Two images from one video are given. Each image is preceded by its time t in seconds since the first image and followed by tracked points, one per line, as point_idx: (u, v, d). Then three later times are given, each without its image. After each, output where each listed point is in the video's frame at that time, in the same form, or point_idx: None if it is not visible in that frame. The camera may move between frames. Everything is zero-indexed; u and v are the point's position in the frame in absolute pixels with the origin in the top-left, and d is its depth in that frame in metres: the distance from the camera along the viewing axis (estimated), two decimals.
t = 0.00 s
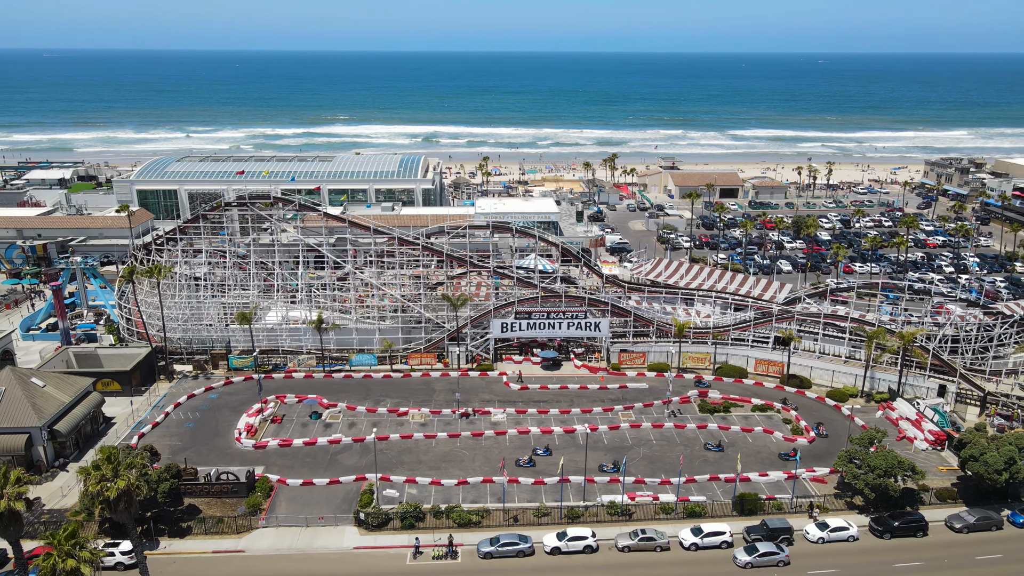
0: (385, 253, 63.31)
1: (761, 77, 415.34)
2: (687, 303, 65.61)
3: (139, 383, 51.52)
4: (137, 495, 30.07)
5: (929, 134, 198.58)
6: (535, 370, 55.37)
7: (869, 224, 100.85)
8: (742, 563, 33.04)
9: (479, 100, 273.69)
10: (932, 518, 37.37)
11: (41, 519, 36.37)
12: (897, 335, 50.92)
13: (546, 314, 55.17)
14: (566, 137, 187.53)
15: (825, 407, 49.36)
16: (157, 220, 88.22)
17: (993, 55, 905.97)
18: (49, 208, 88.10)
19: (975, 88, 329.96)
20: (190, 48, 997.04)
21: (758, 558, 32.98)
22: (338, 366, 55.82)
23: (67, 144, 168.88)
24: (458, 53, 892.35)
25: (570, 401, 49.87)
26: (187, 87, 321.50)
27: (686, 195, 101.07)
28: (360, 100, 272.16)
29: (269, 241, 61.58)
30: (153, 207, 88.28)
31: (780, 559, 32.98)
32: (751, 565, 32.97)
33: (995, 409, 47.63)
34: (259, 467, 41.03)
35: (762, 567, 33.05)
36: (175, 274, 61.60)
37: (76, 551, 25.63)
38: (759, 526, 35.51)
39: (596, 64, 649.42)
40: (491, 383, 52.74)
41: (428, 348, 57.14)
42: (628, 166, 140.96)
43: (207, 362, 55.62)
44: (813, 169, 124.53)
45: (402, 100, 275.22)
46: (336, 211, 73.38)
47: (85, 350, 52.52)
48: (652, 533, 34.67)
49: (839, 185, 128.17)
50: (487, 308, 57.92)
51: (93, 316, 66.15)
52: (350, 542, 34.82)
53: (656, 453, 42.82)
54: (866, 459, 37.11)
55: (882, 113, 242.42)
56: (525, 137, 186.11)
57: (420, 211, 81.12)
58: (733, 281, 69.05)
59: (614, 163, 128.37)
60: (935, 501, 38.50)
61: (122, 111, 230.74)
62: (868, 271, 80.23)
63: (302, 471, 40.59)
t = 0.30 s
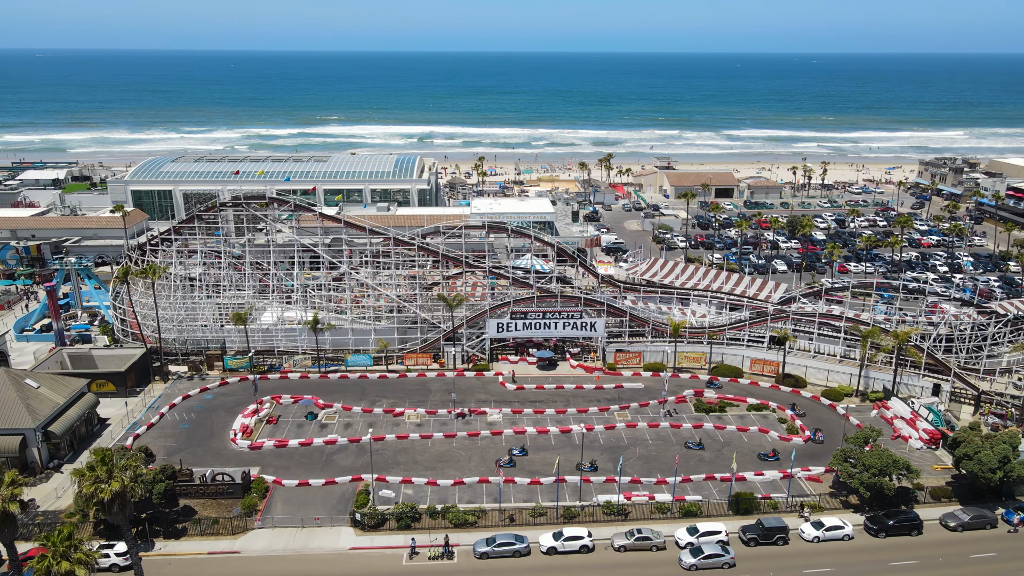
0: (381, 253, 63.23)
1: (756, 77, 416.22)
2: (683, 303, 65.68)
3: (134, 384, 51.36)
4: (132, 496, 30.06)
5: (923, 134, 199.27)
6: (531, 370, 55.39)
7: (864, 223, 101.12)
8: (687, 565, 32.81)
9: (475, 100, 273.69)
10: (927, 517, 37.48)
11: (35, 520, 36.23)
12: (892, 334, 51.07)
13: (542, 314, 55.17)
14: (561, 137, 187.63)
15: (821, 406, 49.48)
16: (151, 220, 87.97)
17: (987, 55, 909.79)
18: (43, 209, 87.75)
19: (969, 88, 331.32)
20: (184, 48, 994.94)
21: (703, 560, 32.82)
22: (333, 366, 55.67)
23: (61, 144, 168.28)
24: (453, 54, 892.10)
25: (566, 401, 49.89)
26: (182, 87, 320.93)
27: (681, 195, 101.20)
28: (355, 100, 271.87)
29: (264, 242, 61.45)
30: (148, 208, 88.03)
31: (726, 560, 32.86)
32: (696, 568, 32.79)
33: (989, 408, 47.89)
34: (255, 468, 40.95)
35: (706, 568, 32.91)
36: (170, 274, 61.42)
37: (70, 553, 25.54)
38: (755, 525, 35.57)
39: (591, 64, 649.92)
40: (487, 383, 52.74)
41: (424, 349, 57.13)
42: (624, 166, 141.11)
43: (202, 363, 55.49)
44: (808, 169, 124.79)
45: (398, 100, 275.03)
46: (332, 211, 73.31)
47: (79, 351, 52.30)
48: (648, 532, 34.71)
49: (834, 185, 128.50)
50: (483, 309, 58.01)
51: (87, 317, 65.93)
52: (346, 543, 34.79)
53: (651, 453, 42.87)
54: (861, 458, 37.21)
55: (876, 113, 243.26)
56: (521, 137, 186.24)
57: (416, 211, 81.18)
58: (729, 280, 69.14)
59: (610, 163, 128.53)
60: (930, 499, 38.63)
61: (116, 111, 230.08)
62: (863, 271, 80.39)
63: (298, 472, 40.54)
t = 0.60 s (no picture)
0: (376, 253, 63.16)
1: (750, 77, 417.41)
2: (678, 303, 65.78)
3: (129, 386, 51.19)
4: (126, 497, 30.08)
5: (917, 134, 199.99)
6: (526, 370, 55.41)
7: (858, 223, 101.45)
8: (631, 567, 32.66)
9: (470, 100, 273.82)
10: (921, 515, 37.64)
11: (29, 522, 36.07)
12: (886, 333, 51.25)
13: (538, 314, 55.19)
14: (556, 137, 187.83)
15: (816, 406, 49.62)
16: (146, 221, 87.72)
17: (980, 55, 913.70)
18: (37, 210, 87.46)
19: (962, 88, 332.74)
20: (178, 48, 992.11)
21: (646, 562, 32.67)
22: (329, 367, 55.55)
23: (54, 145, 167.62)
24: (449, 54, 891.94)
25: (561, 402, 49.90)
26: (176, 87, 320.25)
27: (676, 195, 101.38)
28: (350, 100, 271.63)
29: (259, 242, 61.33)
30: (142, 208, 87.76)
31: (669, 563, 32.75)
32: (640, 570, 32.66)
33: (983, 407, 48.17)
34: (250, 469, 40.87)
35: (650, 571, 32.80)
36: (164, 275, 61.27)
37: (65, 555, 25.48)
38: (750, 524, 35.66)
39: (587, 64, 650.67)
40: (483, 383, 52.76)
41: (419, 349, 57.12)
42: (619, 166, 141.32)
43: (196, 364, 55.32)
44: (802, 169, 125.18)
45: (394, 100, 274.97)
46: (327, 211, 73.27)
47: (73, 352, 52.09)
48: (644, 532, 34.75)
49: (828, 185, 128.92)
50: (478, 308, 57.94)
51: (81, 318, 65.68)
52: (341, 544, 34.72)
53: (647, 452, 42.93)
54: (856, 457, 37.34)
55: (870, 113, 244.14)
56: (516, 137, 186.26)
57: (411, 211, 81.30)
58: (724, 280, 69.23)
59: (605, 163, 128.72)
60: (924, 498, 38.81)
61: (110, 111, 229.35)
62: (857, 271, 80.66)
63: (293, 473, 40.48)
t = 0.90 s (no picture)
0: (370, 253, 63.02)
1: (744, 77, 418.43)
2: (672, 302, 65.88)
3: (121, 387, 51.02)
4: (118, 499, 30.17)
5: (910, 134, 200.82)
6: (521, 370, 55.40)
7: (851, 223, 101.75)
8: (573, 570, 32.42)
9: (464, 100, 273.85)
10: (914, 514, 37.80)
11: (22, 524, 35.91)
12: (879, 333, 51.45)
13: (532, 314, 55.20)
14: (550, 137, 187.95)
15: (809, 405, 49.78)
16: (138, 222, 87.39)
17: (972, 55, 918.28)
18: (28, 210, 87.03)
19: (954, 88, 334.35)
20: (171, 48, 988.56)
21: (589, 565, 32.49)
22: (322, 368, 55.43)
23: (46, 145, 166.82)
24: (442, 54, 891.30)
25: (556, 402, 49.92)
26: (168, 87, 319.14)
27: (670, 195, 101.54)
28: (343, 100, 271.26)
29: (252, 243, 61.12)
30: (135, 209, 87.45)
31: (612, 565, 32.60)
32: (582, 572, 32.44)
33: (975, 405, 48.46)
34: (244, 470, 40.73)
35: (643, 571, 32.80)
36: (157, 276, 61.06)
37: (58, 558, 25.44)
38: (744, 523, 35.75)
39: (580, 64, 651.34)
40: (477, 383, 52.74)
41: (414, 349, 57.09)
42: (613, 166, 141.51)
43: (190, 365, 55.20)
44: (795, 169, 125.58)
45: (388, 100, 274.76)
46: (321, 212, 73.13)
47: (65, 353, 51.85)
48: (639, 531, 34.80)
49: (821, 185, 129.38)
50: (473, 309, 57.90)
51: (73, 319, 65.40)
52: (336, 545, 34.65)
53: (642, 452, 42.97)
54: (849, 455, 37.46)
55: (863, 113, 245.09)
56: (510, 138, 186.24)
57: (405, 211, 81.36)
58: (718, 279, 69.32)
59: (599, 163, 128.84)
60: (917, 496, 38.98)
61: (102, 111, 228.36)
62: (850, 270, 80.99)
63: (287, 474, 40.36)
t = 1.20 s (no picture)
0: (363, 254, 62.94)
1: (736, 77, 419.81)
2: (665, 302, 66.00)
3: (113, 389, 50.80)
4: (110, 501, 30.15)
5: (901, 134, 201.81)
6: (514, 370, 55.39)
7: (842, 222, 102.24)
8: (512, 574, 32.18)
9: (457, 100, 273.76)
10: (906, 511, 37.99)
11: (13, 527, 35.69)
12: (870, 331, 51.73)
13: (526, 314, 55.21)
14: (543, 137, 188.08)
15: (801, 403, 49.98)
16: (129, 222, 86.99)
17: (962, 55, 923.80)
18: (18, 211, 86.52)
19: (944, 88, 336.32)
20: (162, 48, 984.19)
21: (528, 569, 32.23)
22: (315, 369, 55.27)
23: (37, 146, 165.92)
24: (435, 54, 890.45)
25: (549, 402, 49.94)
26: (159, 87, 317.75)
27: (663, 195, 101.72)
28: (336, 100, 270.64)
29: (245, 243, 60.89)
30: (126, 209, 87.03)
31: (552, 569, 32.27)
32: None
33: (966, 403, 48.89)
34: (237, 471, 40.60)
35: (636, 571, 32.80)
36: (148, 276, 60.76)
37: (49, 560, 25.24)
38: (737, 521, 35.82)
39: (573, 64, 651.81)
40: (471, 383, 52.71)
41: (407, 349, 57.01)
42: (605, 166, 141.77)
43: (182, 366, 55.00)
44: (787, 169, 126.05)
45: (381, 100, 274.48)
46: (313, 212, 72.96)
47: (56, 355, 51.54)
48: (632, 530, 34.87)
49: (813, 184, 129.95)
50: (466, 309, 57.90)
51: (64, 321, 65.05)
52: (329, 546, 34.58)
53: (635, 452, 43.06)
54: (841, 454, 37.63)
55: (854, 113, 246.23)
56: (503, 138, 186.22)
57: (398, 211, 81.44)
58: (710, 279, 69.47)
59: (592, 163, 128.97)
60: (908, 494, 39.20)
61: (92, 112, 227.08)
62: (842, 269, 81.39)
63: (280, 476, 40.23)
